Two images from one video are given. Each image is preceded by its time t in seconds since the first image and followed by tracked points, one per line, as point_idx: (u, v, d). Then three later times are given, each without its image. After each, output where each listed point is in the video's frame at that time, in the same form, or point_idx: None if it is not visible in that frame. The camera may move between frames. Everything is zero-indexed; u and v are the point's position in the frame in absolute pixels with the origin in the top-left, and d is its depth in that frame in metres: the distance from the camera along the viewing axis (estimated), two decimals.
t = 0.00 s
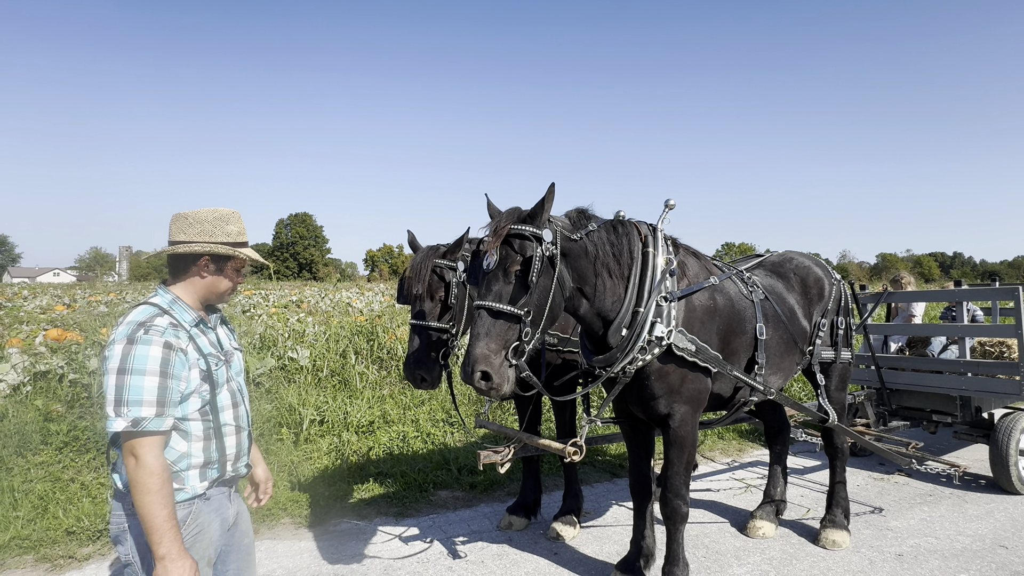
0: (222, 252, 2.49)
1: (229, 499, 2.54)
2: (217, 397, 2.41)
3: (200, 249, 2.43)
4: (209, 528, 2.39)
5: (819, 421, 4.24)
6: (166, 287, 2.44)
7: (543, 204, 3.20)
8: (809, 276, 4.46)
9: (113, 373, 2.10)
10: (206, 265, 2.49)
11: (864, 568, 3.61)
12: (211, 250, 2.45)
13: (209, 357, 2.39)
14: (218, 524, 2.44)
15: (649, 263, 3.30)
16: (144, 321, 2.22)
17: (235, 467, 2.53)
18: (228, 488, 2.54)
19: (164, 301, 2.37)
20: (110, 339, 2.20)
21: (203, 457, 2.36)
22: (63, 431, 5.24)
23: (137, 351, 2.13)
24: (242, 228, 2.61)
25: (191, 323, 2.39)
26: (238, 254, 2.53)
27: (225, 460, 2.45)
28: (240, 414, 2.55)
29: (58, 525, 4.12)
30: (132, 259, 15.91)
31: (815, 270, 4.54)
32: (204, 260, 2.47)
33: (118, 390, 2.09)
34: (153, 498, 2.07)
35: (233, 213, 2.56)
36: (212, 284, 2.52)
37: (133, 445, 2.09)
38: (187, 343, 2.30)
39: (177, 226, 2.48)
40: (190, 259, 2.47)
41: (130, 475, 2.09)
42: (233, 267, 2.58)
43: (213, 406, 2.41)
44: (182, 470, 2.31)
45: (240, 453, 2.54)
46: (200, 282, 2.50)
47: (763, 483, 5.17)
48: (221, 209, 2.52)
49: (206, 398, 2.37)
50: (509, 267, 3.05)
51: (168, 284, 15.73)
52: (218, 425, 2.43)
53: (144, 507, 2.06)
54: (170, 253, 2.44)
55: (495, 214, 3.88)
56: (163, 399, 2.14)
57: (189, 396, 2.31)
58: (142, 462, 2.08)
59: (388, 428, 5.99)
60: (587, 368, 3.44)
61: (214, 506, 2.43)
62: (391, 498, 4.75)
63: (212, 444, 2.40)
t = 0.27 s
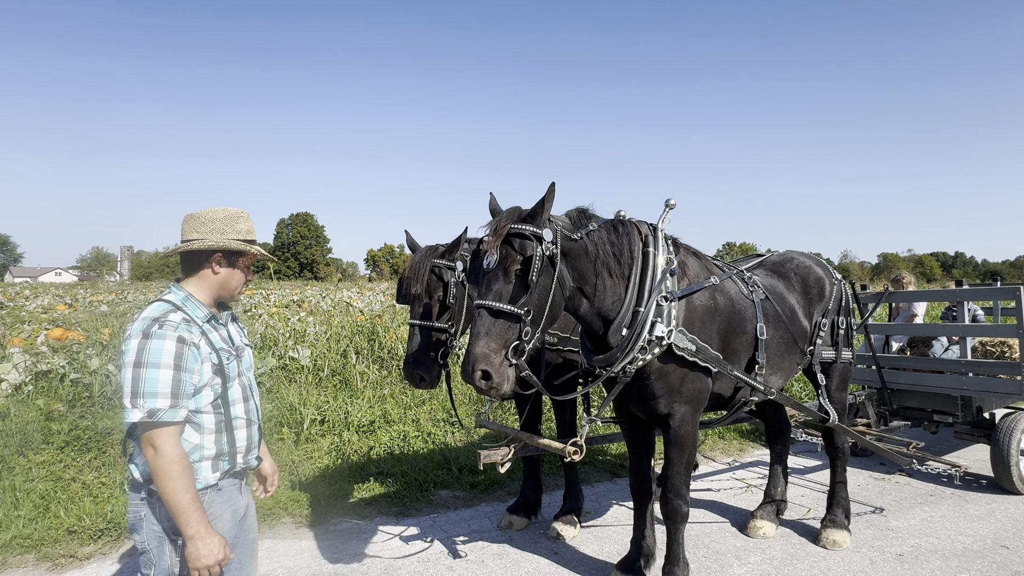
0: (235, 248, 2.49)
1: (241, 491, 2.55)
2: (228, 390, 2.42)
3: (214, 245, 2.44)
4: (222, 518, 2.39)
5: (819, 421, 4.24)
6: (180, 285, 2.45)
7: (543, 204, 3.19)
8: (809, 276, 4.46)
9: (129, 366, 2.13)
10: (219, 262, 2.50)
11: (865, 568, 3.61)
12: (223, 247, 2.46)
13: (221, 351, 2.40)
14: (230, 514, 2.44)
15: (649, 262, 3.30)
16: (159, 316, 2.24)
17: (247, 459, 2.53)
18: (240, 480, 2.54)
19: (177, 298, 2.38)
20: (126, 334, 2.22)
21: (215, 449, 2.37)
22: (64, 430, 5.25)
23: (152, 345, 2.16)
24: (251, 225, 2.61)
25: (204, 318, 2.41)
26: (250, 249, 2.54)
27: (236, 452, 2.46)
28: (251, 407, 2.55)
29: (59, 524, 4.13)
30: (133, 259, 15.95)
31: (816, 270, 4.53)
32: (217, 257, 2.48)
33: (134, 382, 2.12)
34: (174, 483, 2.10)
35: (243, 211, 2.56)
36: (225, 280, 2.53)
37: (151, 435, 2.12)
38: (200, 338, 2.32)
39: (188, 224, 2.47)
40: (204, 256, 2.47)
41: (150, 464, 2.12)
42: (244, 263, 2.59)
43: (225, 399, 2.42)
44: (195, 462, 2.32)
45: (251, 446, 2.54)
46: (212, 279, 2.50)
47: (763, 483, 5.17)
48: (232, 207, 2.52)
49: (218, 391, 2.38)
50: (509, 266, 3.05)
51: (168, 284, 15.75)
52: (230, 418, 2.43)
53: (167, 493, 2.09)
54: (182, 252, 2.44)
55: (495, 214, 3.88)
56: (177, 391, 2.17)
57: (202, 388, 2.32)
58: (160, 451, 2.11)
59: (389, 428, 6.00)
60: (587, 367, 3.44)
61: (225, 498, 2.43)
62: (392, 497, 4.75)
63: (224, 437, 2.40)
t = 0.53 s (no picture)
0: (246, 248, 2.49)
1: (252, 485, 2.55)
2: (240, 386, 2.42)
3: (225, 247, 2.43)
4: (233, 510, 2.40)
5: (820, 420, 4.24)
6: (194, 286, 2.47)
7: (543, 204, 3.19)
8: (810, 276, 4.46)
9: (147, 362, 2.15)
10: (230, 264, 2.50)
11: (865, 567, 3.61)
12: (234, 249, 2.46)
13: (233, 348, 2.41)
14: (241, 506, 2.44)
15: (649, 262, 3.30)
16: (174, 314, 2.26)
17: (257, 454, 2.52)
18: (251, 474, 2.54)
19: (191, 298, 2.40)
20: (143, 333, 2.24)
21: (226, 444, 2.37)
22: (65, 430, 5.26)
23: (168, 341, 2.18)
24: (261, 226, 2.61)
25: (217, 318, 2.42)
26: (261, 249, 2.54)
27: (245, 447, 2.45)
28: (261, 404, 2.55)
29: (60, 524, 4.14)
30: (133, 259, 15.98)
31: (817, 269, 4.53)
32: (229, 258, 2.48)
33: (151, 377, 2.14)
34: (193, 473, 2.11)
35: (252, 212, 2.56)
36: (237, 280, 2.53)
37: (169, 428, 2.13)
38: (213, 336, 2.33)
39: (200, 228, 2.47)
40: (216, 257, 2.48)
41: (169, 455, 2.14)
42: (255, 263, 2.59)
43: (236, 395, 2.42)
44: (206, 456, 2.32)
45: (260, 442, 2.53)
46: (225, 280, 2.51)
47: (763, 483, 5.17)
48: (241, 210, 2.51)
49: (231, 387, 2.39)
50: (509, 266, 3.06)
51: (169, 283, 15.76)
52: (241, 414, 2.43)
53: (186, 482, 2.10)
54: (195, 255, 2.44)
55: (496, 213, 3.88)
56: (192, 385, 2.18)
57: (215, 384, 2.33)
58: (178, 442, 2.13)
59: (389, 427, 6.01)
60: (587, 367, 3.44)
61: (236, 491, 2.42)
62: (392, 496, 4.75)
63: (235, 432, 2.40)
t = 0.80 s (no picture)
0: (256, 252, 2.50)
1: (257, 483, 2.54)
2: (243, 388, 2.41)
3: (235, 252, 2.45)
4: (238, 507, 2.39)
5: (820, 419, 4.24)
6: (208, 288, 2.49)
7: (543, 203, 3.19)
8: (810, 274, 4.45)
9: (153, 357, 2.18)
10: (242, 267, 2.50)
11: (865, 565, 3.61)
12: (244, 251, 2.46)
13: (238, 350, 2.40)
14: (246, 503, 2.43)
15: (649, 260, 3.30)
16: (183, 313, 2.29)
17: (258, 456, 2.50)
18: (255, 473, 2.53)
19: (203, 298, 2.42)
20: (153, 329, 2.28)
21: (227, 444, 2.36)
22: (66, 429, 5.27)
23: (175, 338, 2.20)
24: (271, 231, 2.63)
25: (226, 319, 2.43)
26: (271, 253, 2.54)
27: (247, 449, 2.43)
28: (265, 407, 2.53)
29: (62, 523, 4.14)
30: (134, 259, 16.00)
31: (817, 268, 4.53)
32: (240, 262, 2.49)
33: (155, 372, 2.16)
34: (190, 467, 2.12)
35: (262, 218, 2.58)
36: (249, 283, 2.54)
37: (168, 423, 2.15)
38: (219, 335, 2.34)
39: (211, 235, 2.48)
40: (227, 262, 2.49)
41: (166, 450, 2.15)
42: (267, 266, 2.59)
43: (239, 397, 2.41)
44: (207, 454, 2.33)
45: (263, 444, 2.51)
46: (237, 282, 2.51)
47: (764, 481, 5.17)
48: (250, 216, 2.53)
49: (234, 387, 2.38)
50: (509, 265, 3.06)
51: (170, 283, 15.79)
52: (243, 415, 2.42)
53: (182, 476, 2.12)
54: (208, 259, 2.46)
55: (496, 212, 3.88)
56: (194, 381, 2.19)
57: (218, 383, 2.34)
58: (177, 437, 2.14)
59: (390, 426, 6.01)
60: (588, 366, 3.44)
61: (240, 488, 2.42)
62: (393, 495, 4.76)
63: (236, 433, 2.39)
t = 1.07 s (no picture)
0: (256, 253, 2.48)
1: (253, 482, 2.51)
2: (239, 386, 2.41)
3: (235, 253, 2.44)
4: (230, 504, 2.37)
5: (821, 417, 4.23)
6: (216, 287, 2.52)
7: (543, 201, 3.18)
8: (810, 272, 4.45)
9: (150, 349, 2.20)
10: (243, 267, 2.49)
11: (865, 563, 3.61)
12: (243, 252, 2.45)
13: (236, 347, 2.41)
14: (241, 500, 2.41)
15: (649, 259, 3.30)
16: (184, 307, 2.32)
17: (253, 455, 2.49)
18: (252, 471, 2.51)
19: (209, 296, 2.45)
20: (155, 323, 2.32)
21: (220, 440, 2.36)
22: (68, 428, 5.28)
23: (170, 332, 2.22)
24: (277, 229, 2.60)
25: (228, 316, 2.44)
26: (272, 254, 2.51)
27: (241, 448, 2.42)
28: (262, 407, 2.52)
29: (63, 522, 4.15)
30: (135, 258, 16.01)
31: (817, 266, 4.53)
32: (242, 263, 2.48)
33: (149, 364, 2.18)
34: (168, 461, 2.12)
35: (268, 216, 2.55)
36: (252, 283, 2.53)
37: (157, 415, 2.16)
38: (217, 332, 2.35)
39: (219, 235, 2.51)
40: (231, 262, 2.50)
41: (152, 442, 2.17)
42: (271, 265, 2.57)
43: (235, 394, 2.41)
44: (200, 449, 2.33)
45: (258, 443, 2.49)
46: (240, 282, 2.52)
47: (765, 479, 5.17)
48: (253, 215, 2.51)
49: (229, 384, 2.38)
50: (508, 263, 3.06)
51: (171, 282, 15.81)
52: (237, 413, 2.41)
53: (159, 469, 2.12)
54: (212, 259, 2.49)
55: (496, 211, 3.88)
56: (185, 375, 2.20)
57: (214, 379, 2.34)
58: (161, 430, 2.15)
59: (391, 425, 6.02)
60: (587, 364, 3.44)
61: (234, 486, 2.40)
62: (393, 494, 4.76)
63: (230, 430, 2.39)
